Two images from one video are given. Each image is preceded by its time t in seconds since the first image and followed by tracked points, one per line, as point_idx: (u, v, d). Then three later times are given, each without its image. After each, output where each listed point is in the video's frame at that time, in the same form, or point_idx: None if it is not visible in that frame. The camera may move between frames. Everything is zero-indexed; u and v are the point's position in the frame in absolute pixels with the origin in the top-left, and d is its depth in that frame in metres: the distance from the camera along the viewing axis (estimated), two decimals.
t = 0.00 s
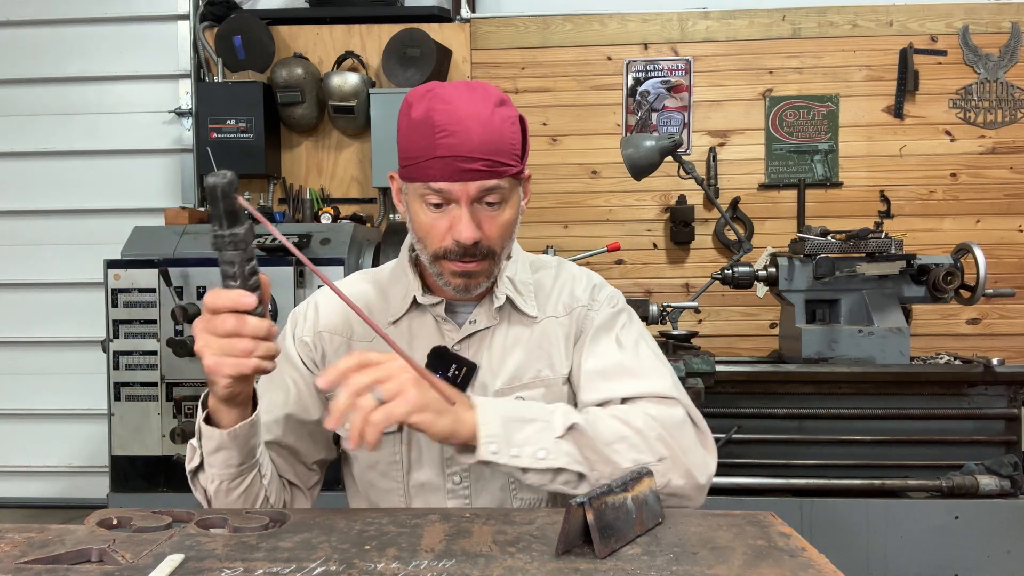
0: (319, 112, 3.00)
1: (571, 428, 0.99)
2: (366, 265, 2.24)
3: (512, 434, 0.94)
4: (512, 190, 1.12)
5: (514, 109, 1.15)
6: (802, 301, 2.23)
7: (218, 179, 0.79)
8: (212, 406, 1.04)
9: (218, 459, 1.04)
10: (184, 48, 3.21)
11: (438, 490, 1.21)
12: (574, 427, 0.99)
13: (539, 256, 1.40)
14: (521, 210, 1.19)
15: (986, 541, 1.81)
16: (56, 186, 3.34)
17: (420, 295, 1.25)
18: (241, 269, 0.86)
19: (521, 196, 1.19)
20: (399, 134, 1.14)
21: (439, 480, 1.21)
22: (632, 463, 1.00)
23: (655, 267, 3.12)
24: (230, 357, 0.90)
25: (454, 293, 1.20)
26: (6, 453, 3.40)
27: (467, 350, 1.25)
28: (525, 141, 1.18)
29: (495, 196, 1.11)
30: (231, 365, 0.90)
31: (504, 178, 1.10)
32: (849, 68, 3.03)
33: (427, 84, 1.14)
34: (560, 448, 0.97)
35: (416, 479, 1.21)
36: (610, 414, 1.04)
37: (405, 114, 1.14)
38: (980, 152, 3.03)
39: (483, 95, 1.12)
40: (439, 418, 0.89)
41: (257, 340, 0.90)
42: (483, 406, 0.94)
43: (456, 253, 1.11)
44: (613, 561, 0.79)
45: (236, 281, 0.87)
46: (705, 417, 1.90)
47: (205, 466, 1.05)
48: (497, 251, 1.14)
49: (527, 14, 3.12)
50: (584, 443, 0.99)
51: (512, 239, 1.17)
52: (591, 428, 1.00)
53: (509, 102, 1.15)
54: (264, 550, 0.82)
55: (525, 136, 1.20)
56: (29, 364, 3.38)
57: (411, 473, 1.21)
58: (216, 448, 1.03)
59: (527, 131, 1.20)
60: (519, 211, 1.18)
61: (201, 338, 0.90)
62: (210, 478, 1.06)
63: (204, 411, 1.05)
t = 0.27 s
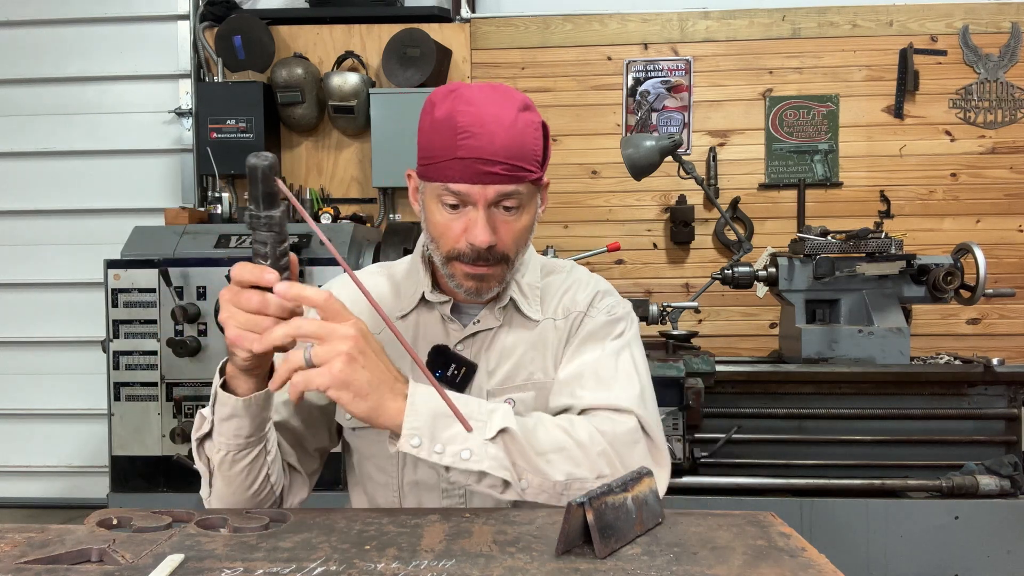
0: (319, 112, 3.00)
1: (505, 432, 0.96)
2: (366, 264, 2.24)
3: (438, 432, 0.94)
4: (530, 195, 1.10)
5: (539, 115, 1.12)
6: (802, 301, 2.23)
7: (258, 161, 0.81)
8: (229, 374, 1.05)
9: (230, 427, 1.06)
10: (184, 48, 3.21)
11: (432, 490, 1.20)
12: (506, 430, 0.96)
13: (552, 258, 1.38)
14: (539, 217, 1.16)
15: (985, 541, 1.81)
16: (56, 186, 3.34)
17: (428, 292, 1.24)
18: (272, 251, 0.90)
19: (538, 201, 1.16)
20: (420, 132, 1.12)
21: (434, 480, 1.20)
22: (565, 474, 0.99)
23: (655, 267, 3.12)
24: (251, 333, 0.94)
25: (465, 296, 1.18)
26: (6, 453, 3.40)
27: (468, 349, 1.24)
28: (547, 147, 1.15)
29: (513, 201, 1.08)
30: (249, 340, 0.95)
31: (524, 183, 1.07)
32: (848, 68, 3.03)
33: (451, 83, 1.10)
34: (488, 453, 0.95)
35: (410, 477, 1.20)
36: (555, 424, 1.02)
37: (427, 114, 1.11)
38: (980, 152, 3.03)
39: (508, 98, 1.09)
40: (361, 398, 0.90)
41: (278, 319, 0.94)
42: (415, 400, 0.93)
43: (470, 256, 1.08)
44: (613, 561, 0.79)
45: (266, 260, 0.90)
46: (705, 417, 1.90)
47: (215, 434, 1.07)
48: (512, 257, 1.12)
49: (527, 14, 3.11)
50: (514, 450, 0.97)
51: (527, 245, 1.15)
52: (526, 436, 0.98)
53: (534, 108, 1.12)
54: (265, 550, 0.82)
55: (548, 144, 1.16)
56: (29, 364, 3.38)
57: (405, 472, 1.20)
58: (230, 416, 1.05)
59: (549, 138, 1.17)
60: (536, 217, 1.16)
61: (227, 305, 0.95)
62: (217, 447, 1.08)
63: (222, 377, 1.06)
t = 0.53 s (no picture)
0: (319, 112, 3.00)
1: (504, 448, 0.98)
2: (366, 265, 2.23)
3: (435, 446, 0.94)
4: (542, 207, 1.09)
5: (556, 126, 1.11)
6: (802, 301, 2.23)
7: (313, 182, 0.80)
8: (247, 378, 1.04)
9: (244, 430, 1.06)
10: (184, 48, 3.21)
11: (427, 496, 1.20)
12: (506, 446, 0.98)
13: (556, 263, 1.38)
14: (549, 228, 1.16)
15: (986, 541, 1.81)
16: (56, 185, 3.34)
17: (430, 297, 1.24)
18: (311, 270, 0.90)
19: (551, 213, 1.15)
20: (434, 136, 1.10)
21: (430, 486, 1.20)
22: (561, 492, 0.99)
23: (655, 267, 3.12)
24: (274, 344, 0.95)
25: (465, 303, 1.17)
26: (6, 453, 3.40)
27: (468, 355, 1.23)
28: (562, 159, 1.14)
29: (525, 212, 1.07)
30: (271, 351, 0.95)
31: (538, 194, 1.06)
32: (848, 68, 3.03)
33: (468, 87, 1.09)
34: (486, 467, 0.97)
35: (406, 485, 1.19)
36: (555, 441, 1.02)
37: (443, 116, 1.10)
38: (980, 152, 3.03)
39: (525, 106, 1.08)
40: (359, 399, 0.91)
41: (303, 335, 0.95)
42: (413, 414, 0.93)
43: (478, 265, 1.07)
44: (613, 561, 0.79)
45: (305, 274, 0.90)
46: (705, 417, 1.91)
47: (228, 436, 1.07)
48: (519, 268, 1.11)
49: (527, 14, 3.11)
50: (512, 465, 0.98)
51: (535, 256, 1.14)
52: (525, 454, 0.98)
53: (551, 118, 1.12)
54: (265, 550, 0.82)
55: (562, 158, 1.16)
56: (29, 364, 3.38)
57: (401, 479, 1.20)
58: (246, 420, 1.05)
59: (564, 151, 1.16)
60: (546, 229, 1.15)
61: (255, 317, 0.96)
62: (229, 450, 1.07)
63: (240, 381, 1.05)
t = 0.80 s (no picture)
0: (319, 112, 3.00)
1: (506, 448, 0.98)
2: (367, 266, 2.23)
3: (438, 447, 0.94)
4: (556, 216, 1.09)
5: (570, 133, 1.11)
6: (802, 301, 2.23)
7: (330, 189, 0.80)
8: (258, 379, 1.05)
9: (254, 433, 1.06)
10: (184, 48, 3.20)
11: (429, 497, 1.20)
12: (508, 446, 0.98)
13: (561, 266, 1.38)
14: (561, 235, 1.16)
15: (986, 541, 1.81)
16: (56, 185, 3.34)
17: (436, 298, 1.24)
18: (326, 275, 0.90)
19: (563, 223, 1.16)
20: (447, 140, 1.10)
21: (433, 488, 1.20)
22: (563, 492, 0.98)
23: (655, 267, 3.12)
24: (286, 349, 0.96)
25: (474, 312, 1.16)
26: (6, 453, 3.40)
27: (475, 358, 1.23)
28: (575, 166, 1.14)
29: (540, 220, 1.07)
30: (283, 355, 0.96)
31: (553, 202, 1.06)
32: (848, 68, 3.03)
33: (483, 92, 1.09)
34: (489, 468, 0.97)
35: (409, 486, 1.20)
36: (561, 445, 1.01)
37: (458, 120, 1.09)
38: (980, 152, 3.03)
39: (541, 112, 1.08)
40: (371, 402, 0.91)
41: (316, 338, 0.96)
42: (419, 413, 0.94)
43: (491, 272, 1.06)
44: (613, 562, 0.79)
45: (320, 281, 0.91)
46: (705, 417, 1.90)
47: (237, 439, 1.07)
48: (531, 277, 1.10)
49: (527, 14, 3.11)
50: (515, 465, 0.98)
51: (546, 266, 1.14)
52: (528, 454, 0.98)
53: (565, 124, 1.12)
54: (265, 551, 0.82)
55: (576, 164, 1.16)
56: (29, 364, 3.38)
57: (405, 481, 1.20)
58: (256, 422, 1.05)
59: (578, 157, 1.17)
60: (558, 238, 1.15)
61: (268, 319, 0.97)
62: (237, 452, 1.07)
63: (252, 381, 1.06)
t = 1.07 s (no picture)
0: (320, 111, 3.00)
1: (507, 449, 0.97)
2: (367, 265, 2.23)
3: (440, 446, 0.94)
4: (566, 218, 1.09)
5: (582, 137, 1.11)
6: (802, 301, 2.23)
7: (332, 191, 0.80)
8: (259, 373, 1.05)
9: (255, 426, 1.06)
10: (184, 48, 3.20)
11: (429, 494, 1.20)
12: (511, 446, 0.97)
13: (566, 268, 1.39)
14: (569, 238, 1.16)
15: (986, 541, 1.81)
16: (56, 185, 3.34)
17: (441, 294, 1.24)
18: (328, 275, 0.90)
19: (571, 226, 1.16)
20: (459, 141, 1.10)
21: (434, 486, 1.20)
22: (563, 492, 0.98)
23: (655, 267, 3.12)
24: (289, 347, 0.96)
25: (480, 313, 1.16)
26: (6, 453, 3.40)
27: (479, 357, 1.23)
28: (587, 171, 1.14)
29: (550, 222, 1.07)
30: (285, 353, 0.96)
31: (564, 204, 1.06)
32: (848, 68, 3.03)
33: (496, 93, 1.09)
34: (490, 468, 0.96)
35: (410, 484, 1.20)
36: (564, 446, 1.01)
37: (470, 121, 1.09)
38: (980, 152, 3.03)
39: (553, 115, 1.08)
40: (374, 398, 0.92)
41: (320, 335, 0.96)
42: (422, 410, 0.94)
43: (500, 271, 1.06)
44: (613, 562, 0.79)
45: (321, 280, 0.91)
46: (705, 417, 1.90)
47: (237, 432, 1.07)
48: (537, 278, 1.10)
49: (527, 14, 3.11)
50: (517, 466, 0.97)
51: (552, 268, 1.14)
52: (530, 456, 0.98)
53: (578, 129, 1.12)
54: (265, 551, 0.82)
55: (586, 170, 1.16)
56: (29, 364, 3.38)
57: (406, 480, 1.20)
58: (258, 415, 1.05)
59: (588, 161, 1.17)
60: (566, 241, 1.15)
61: (271, 316, 0.97)
62: (237, 445, 1.07)
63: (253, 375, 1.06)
